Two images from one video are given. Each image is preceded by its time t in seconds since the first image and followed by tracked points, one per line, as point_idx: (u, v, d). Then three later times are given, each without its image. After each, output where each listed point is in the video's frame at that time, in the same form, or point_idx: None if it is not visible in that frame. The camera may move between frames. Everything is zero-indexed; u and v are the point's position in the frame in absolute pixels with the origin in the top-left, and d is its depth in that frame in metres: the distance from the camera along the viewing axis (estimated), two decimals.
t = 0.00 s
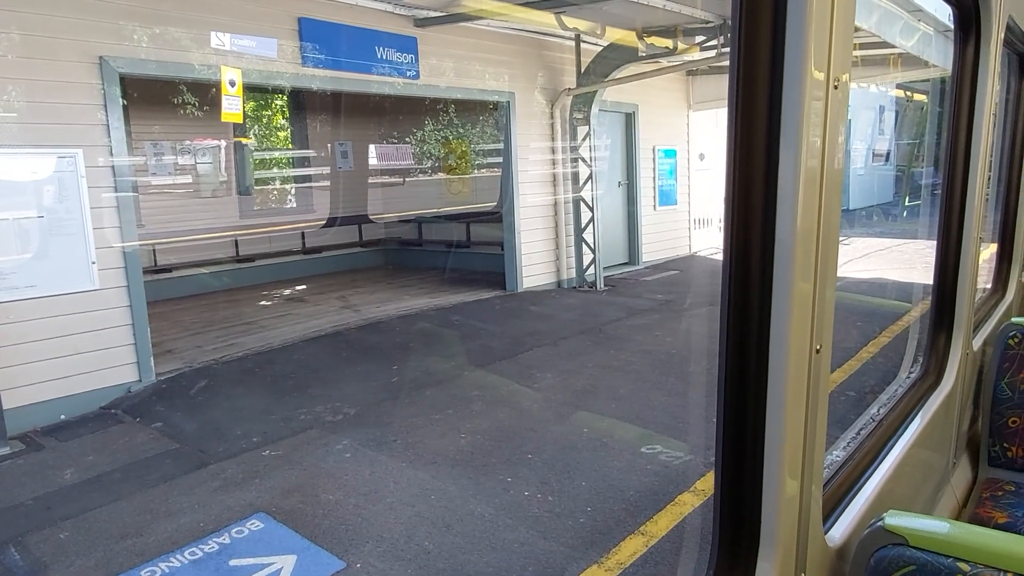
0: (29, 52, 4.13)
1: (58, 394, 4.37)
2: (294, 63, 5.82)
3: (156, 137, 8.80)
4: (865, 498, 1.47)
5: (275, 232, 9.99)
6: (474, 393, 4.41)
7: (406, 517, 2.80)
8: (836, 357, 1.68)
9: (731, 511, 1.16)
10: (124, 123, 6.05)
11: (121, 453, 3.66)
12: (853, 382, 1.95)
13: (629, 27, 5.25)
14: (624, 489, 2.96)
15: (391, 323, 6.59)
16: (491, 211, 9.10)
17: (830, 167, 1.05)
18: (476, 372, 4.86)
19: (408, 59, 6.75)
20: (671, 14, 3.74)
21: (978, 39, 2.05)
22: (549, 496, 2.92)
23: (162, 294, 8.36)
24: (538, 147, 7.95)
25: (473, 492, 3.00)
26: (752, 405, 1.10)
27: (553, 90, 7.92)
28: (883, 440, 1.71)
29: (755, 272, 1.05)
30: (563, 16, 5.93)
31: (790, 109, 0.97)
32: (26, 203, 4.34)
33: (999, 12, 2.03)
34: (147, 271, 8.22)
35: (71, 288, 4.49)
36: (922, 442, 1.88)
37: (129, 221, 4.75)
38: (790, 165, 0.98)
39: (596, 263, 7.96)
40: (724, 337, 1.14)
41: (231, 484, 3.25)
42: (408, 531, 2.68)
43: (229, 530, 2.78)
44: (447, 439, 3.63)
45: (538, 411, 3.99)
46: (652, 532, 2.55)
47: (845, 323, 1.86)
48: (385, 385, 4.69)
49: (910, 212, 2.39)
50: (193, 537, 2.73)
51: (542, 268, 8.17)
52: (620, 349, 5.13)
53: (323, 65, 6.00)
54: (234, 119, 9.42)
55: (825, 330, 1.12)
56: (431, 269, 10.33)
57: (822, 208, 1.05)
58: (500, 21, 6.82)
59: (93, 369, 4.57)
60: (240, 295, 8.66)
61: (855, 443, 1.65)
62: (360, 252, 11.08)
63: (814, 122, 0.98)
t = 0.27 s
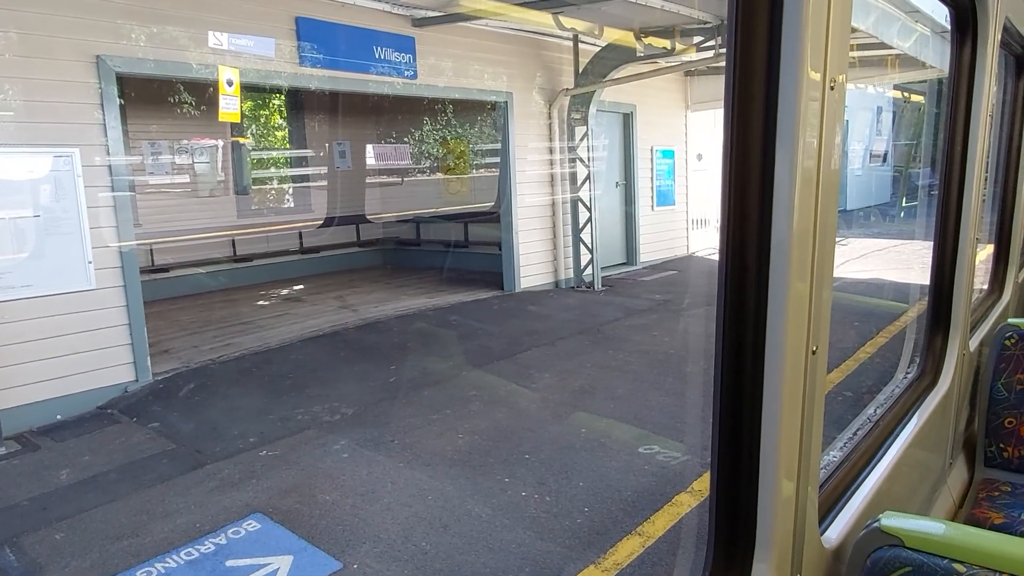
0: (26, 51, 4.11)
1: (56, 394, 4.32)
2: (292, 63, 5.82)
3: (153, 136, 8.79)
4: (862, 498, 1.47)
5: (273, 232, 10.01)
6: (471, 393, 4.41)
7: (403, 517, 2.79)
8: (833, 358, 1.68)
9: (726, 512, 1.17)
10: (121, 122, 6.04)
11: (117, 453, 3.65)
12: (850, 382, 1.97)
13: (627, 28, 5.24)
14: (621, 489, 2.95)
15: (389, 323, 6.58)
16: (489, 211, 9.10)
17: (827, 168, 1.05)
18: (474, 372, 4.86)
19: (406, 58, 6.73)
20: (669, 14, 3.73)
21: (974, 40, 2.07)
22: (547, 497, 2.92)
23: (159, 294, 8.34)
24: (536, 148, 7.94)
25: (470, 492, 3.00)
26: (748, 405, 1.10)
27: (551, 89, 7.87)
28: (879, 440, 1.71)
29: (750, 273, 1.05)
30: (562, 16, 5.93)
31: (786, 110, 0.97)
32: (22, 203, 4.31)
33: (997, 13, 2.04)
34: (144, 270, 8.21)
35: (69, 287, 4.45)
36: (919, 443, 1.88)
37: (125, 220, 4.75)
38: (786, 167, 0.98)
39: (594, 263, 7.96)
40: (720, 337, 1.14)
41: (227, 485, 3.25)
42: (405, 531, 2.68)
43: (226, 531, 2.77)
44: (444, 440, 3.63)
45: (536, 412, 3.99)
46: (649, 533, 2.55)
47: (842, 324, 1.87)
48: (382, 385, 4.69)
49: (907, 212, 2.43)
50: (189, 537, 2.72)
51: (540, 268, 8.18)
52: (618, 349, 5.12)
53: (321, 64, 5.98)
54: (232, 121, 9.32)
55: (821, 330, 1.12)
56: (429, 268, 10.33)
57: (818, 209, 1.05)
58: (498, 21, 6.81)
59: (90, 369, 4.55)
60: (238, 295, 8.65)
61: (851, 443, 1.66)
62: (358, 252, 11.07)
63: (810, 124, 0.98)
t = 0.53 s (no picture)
0: (22, 48, 4.10)
1: (50, 394, 4.29)
2: (290, 61, 5.85)
3: (151, 134, 8.75)
4: (859, 497, 1.48)
5: (271, 230, 10.00)
6: (469, 392, 4.40)
7: (401, 516, 2.79)
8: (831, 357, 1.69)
9: (725, 510, 1.17)
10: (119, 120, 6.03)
11: (114, 451, 3.64)
12: (848, 382, 1.97)
13: (626, 27, 5.24)
14: (619, 488, 2.96)
15: (387, 322, 6.58)
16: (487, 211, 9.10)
17: (826, 167, 1.05)
18: (471, 371, 4.85)
19: (404, 57, 6.70)
20: (667, 13, 3.73)
21: (972, 39, 2.07)
22: (545, 496, 2.92)
23: (157, 293, 8.33)
24: (535, 147, 7.93)
25: (467, 491, 2.99)
26: (747, 404, 1.10)
27: (549, 89, 7.88)
28: (876, 440, 1.72)
29: (750, 271, 1.05)
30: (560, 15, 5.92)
31: (785, 109, 0.97)
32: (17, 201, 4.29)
33: (995, 12, 2.05)
34: (141, 269, 8.19)
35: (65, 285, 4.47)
36: (916, 442, 1.88)
37: (122, 219, 4.72)
38: (785, 166, 0.98)
39: (592, 263, 7.97)
40: (718, 335, 1.14)
41: (224, 483, 3.24)
42: (403, 530, 2.68)
43: (223, 530, 2.77)
44: (442, 439, 3.62)
45: (534, 410, 3.99)
46: (646, 532, 2.54)
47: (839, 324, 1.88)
48: (380, 384, 4.68)
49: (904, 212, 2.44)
50: (186, 536, 2.71)
51: (538, 267, 8.16)
52: (615, 348, 5.13)
53: (319, 63, 5.99)
54: (230, 119, 9.30)
55: (819, 328, 1.13)
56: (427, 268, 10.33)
57: (817, 208, 1.05)
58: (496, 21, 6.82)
59: (82, 369, 4.51)
60: (235, 293, 8.64)
61: (849, 442, 1.66)
62: (356, 251, 11.07)
63: (809, 123, 0.98)
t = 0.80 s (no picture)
0: (18, 47, 4.08)
1: (46, 392, 4.24)
2: (287, 61, 5.84)
3: (149, 134, 8.75)
4: (855, 496, 1.48)
5: (268, 230, 9.99)
6: (466, 392, 4.40)
7: (397, 515, 2.79)
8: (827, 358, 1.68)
9: (721, 509, 1.17)
10: (116, 119, 6.02)
11: (110, 450, 3.63)
12: (845, 383, 1.94)
13: (624, 27, 5.25)
14: (615, 488, 2.95)
15: (384, 321, 6.57)
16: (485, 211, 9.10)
17: (822, 168, 1.05)
18: (468, 371, 4.85)
19: (403, 57, 6.69)
20: (664, 13, 3.74)
21: (970, 39, 2.06)
22: (541, 495, 2.92)
23: (153, 292, 8.32)
24: (532, 148, 7.94)
25: (464, 491, 2.99)
26: (742, 404, 1.10)
27: (547, 89, 7.90)
28: (872, 440, 1.72)
29: (746, 270, 1.05)
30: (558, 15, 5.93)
31: (782, 109, 0.97)
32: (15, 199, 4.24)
33: (992, 13, 2.05)
34: (138, 268, 8.17)
35: (63, 284, 4.46)
36: (912, 442, 1.88)
37: (120, 217, 4.75)
38: (782, 166, 0.98)
39: (590, 262, 8.03)
40: (714, 335, 1.14)
41: (220, 483, 3.24)
42: (399, 530, 2.67)
43: (219, 529, 2.76)
44: (438, 438, 3.62)
45: (530, 410, 3.99)
46: (643, 532, 2.54)
47: (837, 325, 1.88)
48: (377, 384, 4.68)
49: (901, 212, 2.41)
50: (182, 536, 2.70)
51: (536, 267, 8.16)
52: (612, 348, 5.13)
53: (316, 63, 5.99)
54: (228, 118, 9.33)
55: (816, 328, 1.13)
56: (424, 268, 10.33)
57: (814, 208, 1.05)
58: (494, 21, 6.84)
59: (79, 368, 4.48)
60: (232, 293, 8.62)
61: (845, 442, 1.66)
62: (353, 250, 11.06)
63: (805, 123, 0.98)
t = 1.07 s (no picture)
0: (16, 46, 4.07)
1: (42, 391, 4.24)
2: (285, 60, 5.84)
3: (146, 133, 8.76)
4: (853, 496, 1.48)
5: (266, 230, 9.98)
6: (464, 392, 4.39)
7: (395, 515, 2.79)
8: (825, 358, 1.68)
9: (718, 508, 1.17)
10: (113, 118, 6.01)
11: (107, 449, 3.62)
12: (842, 383, 1.95)
13: (622, 28, 5.25)
14: (613, 488, 2.96)
15: (382, 321, 6.57)
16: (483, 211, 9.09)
17: (820, 168, 1.05)
18: (466, 371, 4.85)
19: (400, 57, 6.73)
20: (662, 13, 3.75)
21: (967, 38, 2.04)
22: (539, 495, 2.92)
23: (151, 291, 8.31)
24: (531, 148, 7.94)
25: (462, 491, 2.99)
26: (740, 404, 1.10)
27: (546, 89, 7.88)
28: (870, 440, 1.72)
29: (744, 270, 1.05)
30: (557, 15, 5.92)
31: (779, 110, 0.97)
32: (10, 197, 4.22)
33: (988, 14, 2.03)
34: (136, 268, 8.09)
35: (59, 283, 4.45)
36: (909, 442, 1.89)
37: (117, 217, 4.69)
38: (779, 166, 0.98)
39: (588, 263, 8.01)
40: (712, 334, 1.14)
41: (218, 482, 3.23)
42: (397, 530, 2.67)
43: (216, 529, 2.75)
44: (436, 438, 3.62)
45: (528, 410, 3.99)
46: (641, 532, 2.55)
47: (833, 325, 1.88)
48: (375, 384, 4.67)
49: (899, 213, 2.43)
50: (179, 536, 2.70)
51: (534, 267, 8.18)
52: (610, 348, 5.13)
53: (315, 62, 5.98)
54: (225, 117, 9.35)
55: (813, 328, 1.13)
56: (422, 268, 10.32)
57: (811, 208, 1.05)
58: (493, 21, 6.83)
59: (76, 367, 4.46)
60: (230, 292, 8.62)
61: (842, 442, 1.66)
62: (351, 250, 11.05)
63: (803, 124, 0.98)
